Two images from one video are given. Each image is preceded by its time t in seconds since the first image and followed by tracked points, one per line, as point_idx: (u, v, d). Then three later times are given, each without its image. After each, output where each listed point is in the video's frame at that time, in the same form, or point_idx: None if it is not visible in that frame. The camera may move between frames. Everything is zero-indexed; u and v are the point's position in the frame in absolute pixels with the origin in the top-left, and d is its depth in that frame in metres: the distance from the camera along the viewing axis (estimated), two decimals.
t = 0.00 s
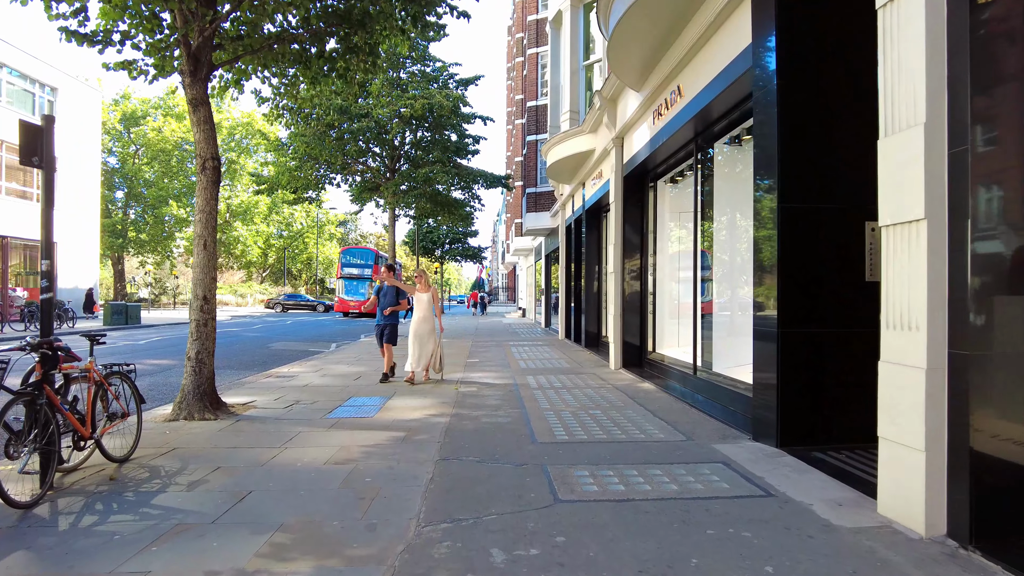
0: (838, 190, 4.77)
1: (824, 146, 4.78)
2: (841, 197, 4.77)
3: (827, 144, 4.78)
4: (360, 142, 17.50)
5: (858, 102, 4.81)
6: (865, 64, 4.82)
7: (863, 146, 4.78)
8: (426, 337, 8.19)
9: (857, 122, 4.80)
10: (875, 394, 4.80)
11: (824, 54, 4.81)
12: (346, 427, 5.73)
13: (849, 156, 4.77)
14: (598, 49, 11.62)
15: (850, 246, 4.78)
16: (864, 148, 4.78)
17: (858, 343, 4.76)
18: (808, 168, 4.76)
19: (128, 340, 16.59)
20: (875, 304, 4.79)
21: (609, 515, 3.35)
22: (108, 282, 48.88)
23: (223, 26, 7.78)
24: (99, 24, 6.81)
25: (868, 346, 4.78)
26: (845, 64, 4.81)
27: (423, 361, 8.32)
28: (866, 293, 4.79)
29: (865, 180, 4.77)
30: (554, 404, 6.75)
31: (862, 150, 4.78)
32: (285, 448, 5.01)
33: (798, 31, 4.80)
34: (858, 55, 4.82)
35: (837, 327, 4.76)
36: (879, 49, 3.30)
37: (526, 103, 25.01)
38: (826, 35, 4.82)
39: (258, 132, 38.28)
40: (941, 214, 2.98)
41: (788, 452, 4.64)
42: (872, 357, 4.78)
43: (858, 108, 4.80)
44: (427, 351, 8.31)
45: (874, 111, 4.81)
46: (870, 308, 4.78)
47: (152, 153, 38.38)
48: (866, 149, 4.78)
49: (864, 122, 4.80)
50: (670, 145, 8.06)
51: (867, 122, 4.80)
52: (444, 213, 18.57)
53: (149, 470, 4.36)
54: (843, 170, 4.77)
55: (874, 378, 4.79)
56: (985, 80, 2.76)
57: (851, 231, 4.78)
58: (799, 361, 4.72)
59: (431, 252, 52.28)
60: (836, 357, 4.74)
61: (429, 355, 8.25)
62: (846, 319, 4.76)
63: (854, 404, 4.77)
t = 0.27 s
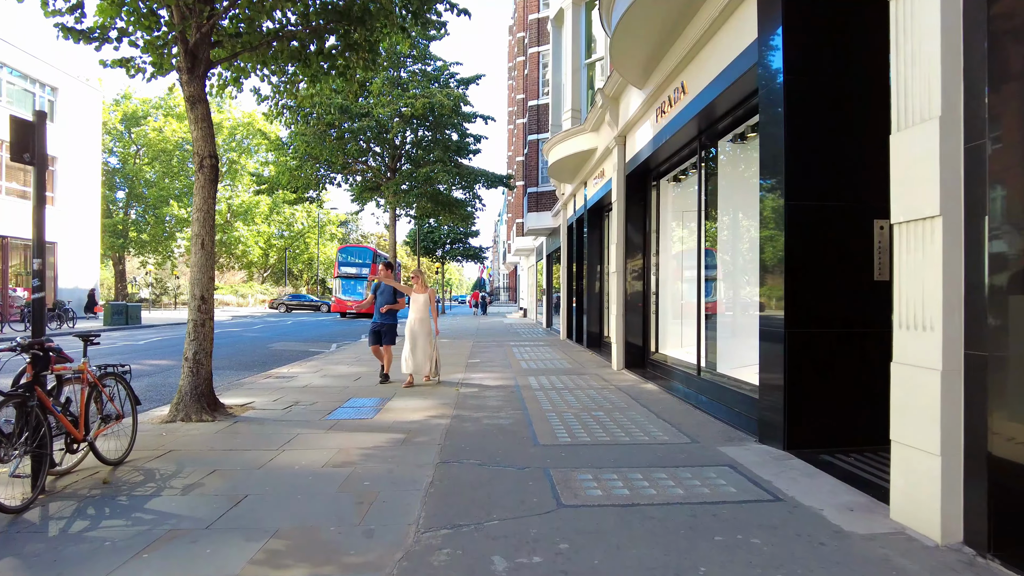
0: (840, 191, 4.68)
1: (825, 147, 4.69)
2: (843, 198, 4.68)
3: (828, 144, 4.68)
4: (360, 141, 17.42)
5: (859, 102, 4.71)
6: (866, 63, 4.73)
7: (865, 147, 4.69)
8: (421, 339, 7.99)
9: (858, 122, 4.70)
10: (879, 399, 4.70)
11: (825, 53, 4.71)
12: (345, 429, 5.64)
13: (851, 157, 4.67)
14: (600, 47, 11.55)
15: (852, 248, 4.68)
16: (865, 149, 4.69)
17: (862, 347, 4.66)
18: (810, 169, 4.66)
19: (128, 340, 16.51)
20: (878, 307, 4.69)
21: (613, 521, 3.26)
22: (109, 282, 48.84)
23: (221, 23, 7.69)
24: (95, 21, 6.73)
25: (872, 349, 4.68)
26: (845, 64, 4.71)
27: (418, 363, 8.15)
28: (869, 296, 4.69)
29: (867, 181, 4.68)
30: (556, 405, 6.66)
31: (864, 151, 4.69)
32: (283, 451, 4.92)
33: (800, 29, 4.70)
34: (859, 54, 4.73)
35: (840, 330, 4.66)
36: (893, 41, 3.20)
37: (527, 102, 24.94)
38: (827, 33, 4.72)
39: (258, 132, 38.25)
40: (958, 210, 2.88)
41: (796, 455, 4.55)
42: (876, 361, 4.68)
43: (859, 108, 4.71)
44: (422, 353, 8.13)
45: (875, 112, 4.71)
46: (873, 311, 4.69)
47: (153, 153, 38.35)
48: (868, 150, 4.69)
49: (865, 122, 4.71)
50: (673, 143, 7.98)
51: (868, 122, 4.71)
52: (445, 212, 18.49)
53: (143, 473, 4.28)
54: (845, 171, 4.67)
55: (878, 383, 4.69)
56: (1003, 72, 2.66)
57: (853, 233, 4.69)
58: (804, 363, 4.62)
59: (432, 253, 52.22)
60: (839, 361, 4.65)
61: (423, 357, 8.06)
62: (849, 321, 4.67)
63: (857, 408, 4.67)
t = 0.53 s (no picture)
0: (841, 193, 4.58)
1: (825, 148, 4.59)
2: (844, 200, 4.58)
3: (828, 146, 4.58)
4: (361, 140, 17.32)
5: (860, 102, 4.61)
6: (867, 63, 4.62)
7: (866, 148, 4.58)
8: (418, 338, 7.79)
9: (859, 122, 4.60)
10: (884, 404, 4.59)
11: (824, 52, 4.62)
12: (344, 432, 5.55)
13: (851, 158, 4.58)
14: (602, 45, 11.44)
15: (853, 251, 4.58)
16: (866, 150, 4.58)
17: (864, 351, 4.56)
18: (810, 170, 4.57)
19: (128, 340, 16.45)
20: (881, 310, 4.58)
21: (617, 528, 3.16)
22: (109, 281, 48.84)
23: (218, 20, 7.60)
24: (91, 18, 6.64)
25: (875, 353, 4.57)
26: (844, 64, 4.63)
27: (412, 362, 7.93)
28: (872, 299, 4.58)
29: (868, 183, 4.58)
30: (558, 407, 6.57)
31: (865, 152, 4.58)
32: (280, 454, 4.83)
33: (802, 26, 4.60)
34: (859, 54, 4.63)
35: (842, 334, 4.56)
36: (906, 33, 3.11)
37: (528, 101, 24.84)
38: (827, 31, 4.62)
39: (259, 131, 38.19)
40: (974, 208, 2.79)
41: (803, 459, 4.44)
42: (879, 366, 4.57)
43: (860, 108, 4.61)
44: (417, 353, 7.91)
45: (876, 112, 4.61)
46: (876, 315, 4.58)
47: (154, 153, 38.28)
48: (870, 151, 4.58)
49: (867, 122, 4.60)
50: (677, 141, 7.88)
51: (869, 123, 4.60)
52: (446, 212, 18.40)
53: (137, 478, 4.19)
54: (846, 172, 4.58)
55: (881, 388, 4.57)
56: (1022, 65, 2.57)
57: (854, 235, 4.58)
58: (809, 366, 4.52)
59: (433, 252, 52.12)
60: (841, 365, 4.55)
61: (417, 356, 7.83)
62: (852, 325, 4.56)
63: (861, 413, 4.56)
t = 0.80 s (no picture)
0: (842, 194, 4.49)
1: (826, 148, 4.50)
2: (845, 202, 4.49)
3: (827, 146, 4.49)
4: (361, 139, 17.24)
5: (860, 103, 4.53)
6: (867, 62, 4.54)
7: (866, 150, 4.50)
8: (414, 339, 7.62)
9: (859, 122, 4.51)
10: (889, 408, 4.49)
11: (825, 52, 4.52)
12: (343, 434, 5.47)
13: (852, 159, 4.49)
14: (604, 42, 11.35)
15: (856, 253, 4.49)
16: (866, 150, 4.50)
17: (869, 355, 4.47)
18: (810, 170, 4.48)
19: (127, 340, 16.38)
20: (885, 313, 4.49)
21: (622, 535, 3.08)
22: (111, 280, 48.84)
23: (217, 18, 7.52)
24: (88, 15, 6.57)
25: (880, 356, 4.48)
26: (844, 65, 4.53)
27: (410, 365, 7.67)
28: (875, 301, 4.49)
29: (869, 184, 4.49)
30: (560, 408, 6.49)
31: (865, 152, 4.50)
32: (278, 456, 4.75)
33: (805, 25, 4.51)
34: (859, 53, 4.54)
35: (844, 338, 4.47)
36: (919, 26, 3.02)
37: (529, 100, 24.75)
38: (827, 31, 4.53)
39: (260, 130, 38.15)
40: (991, 206, 2.70)
41: (810, 463, 4.36)
42: (884, 369, 4.47)
43: (861, 108, 4.52)
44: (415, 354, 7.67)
45: (876, 112, 4.52)
46: (880, 318, 4.48)
47: (155, 152, 38.23)
48: (871, 152, 4.50)
49: (867, 122, 4.51)
50: (680, 139, 7.80)
51: (870, 123, 4.51)
52: (447, 211, 18.31)
53: (132, 481, 4.11)
54: (847, 171, 4.49)
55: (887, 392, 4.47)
56: None
57: (856, 237, 4.49)
58: (812, 370, 4.43)
59: (434, 252, 52.02)
60: (845, 369, 4.45)
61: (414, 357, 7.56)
62: (854, 328, 4.48)
63: (866, 417, 4.47)
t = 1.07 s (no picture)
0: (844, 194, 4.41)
1: (827, 148, 4.42)
2: (846, 202, 4.41)
3: (827, 147, 4.41)
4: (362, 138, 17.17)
5: (860, 102, 4.45)
6: (866, 62, 4.46)
7: (867, 149, 4.42)
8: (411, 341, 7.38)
9: (859, 123, 4.44)
10: (895, 410, 4.41)
11: (824, 51, 4.44)
12: (343, 434, 5.40)
13: (852, 159, 4.42)
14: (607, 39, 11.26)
15: (859, 253, 4.41)
16: (867, 150, 4.42)
17: (873, 357, 4.39)
18: (810, 170, 4.39)
19: (128, 339, 16.35)
20: (890, 314, 4.41)
21: (626, 539, 3.01)
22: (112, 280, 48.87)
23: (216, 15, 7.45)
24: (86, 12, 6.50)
25: (884, 359, 4.40)
26: (844, 64, 4.45)
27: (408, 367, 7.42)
28: (879, 303, 4.41)
29: (870, 184, 4.41)
30: (562, 409, 6.42)
31: (866, 152, 4.42)
32: (276, 458, 4.69)
33: (808, 23, 4.43)
34: (859, 53, 4.46)
35: (847, 340, 4.39)
36: (931, 18, 2.95)
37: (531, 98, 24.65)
38: (827, 30, 4.45)
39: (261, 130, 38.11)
40: (1005, 202, 2.63)
41: (817, 464, 4.29)
42: (889, 370, 4.39)
43: (862, 107, 4.45)
44: (412, 356, 7.43)
45: (877, 112, 4.44)
46: (884, 319, 4.41)
47: (156, 151, 38.18)
48: (872, 151, 4.42)
49: (868, 122, 4.44)
50: (683, 137, 7.73)
51: (870, 122, 4.43)
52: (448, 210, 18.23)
53: (128, 482, 4.05)
54: (849, 171, 4.42)
55: (891, 394, 4.40)
56: None
57: (859, 238, 4.41)
58: (816, 373, 4.35)
59: (436, 251, 51.94)
60: (850, 371, 4.38)
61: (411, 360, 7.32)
62: (858, 329, 4.40)
63: (872, 419, 4.40)
